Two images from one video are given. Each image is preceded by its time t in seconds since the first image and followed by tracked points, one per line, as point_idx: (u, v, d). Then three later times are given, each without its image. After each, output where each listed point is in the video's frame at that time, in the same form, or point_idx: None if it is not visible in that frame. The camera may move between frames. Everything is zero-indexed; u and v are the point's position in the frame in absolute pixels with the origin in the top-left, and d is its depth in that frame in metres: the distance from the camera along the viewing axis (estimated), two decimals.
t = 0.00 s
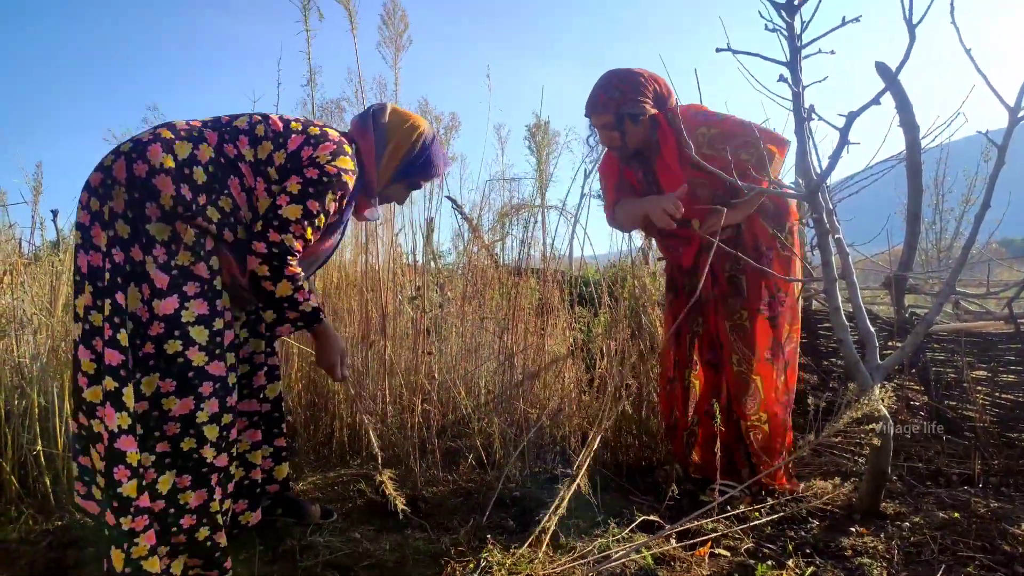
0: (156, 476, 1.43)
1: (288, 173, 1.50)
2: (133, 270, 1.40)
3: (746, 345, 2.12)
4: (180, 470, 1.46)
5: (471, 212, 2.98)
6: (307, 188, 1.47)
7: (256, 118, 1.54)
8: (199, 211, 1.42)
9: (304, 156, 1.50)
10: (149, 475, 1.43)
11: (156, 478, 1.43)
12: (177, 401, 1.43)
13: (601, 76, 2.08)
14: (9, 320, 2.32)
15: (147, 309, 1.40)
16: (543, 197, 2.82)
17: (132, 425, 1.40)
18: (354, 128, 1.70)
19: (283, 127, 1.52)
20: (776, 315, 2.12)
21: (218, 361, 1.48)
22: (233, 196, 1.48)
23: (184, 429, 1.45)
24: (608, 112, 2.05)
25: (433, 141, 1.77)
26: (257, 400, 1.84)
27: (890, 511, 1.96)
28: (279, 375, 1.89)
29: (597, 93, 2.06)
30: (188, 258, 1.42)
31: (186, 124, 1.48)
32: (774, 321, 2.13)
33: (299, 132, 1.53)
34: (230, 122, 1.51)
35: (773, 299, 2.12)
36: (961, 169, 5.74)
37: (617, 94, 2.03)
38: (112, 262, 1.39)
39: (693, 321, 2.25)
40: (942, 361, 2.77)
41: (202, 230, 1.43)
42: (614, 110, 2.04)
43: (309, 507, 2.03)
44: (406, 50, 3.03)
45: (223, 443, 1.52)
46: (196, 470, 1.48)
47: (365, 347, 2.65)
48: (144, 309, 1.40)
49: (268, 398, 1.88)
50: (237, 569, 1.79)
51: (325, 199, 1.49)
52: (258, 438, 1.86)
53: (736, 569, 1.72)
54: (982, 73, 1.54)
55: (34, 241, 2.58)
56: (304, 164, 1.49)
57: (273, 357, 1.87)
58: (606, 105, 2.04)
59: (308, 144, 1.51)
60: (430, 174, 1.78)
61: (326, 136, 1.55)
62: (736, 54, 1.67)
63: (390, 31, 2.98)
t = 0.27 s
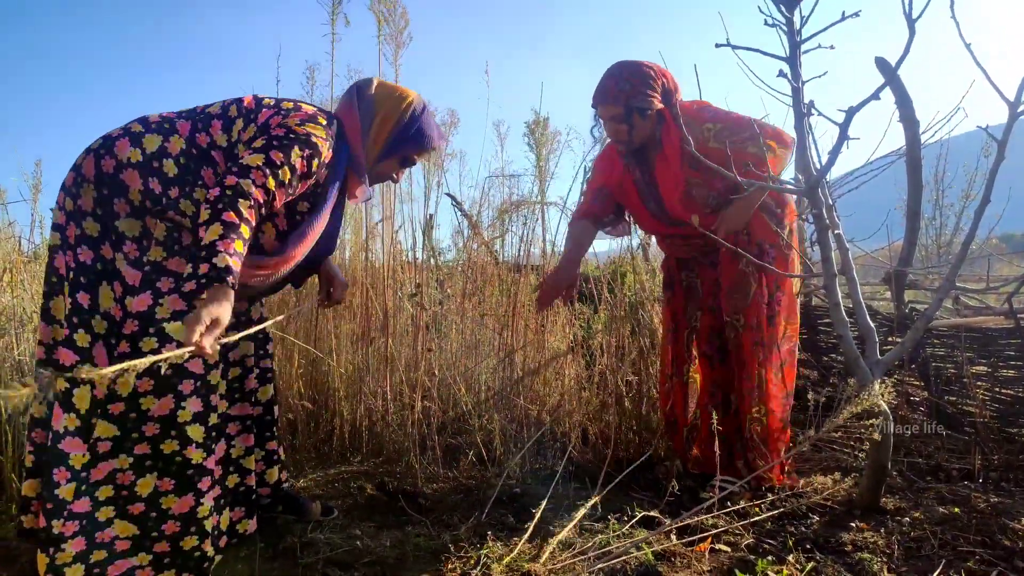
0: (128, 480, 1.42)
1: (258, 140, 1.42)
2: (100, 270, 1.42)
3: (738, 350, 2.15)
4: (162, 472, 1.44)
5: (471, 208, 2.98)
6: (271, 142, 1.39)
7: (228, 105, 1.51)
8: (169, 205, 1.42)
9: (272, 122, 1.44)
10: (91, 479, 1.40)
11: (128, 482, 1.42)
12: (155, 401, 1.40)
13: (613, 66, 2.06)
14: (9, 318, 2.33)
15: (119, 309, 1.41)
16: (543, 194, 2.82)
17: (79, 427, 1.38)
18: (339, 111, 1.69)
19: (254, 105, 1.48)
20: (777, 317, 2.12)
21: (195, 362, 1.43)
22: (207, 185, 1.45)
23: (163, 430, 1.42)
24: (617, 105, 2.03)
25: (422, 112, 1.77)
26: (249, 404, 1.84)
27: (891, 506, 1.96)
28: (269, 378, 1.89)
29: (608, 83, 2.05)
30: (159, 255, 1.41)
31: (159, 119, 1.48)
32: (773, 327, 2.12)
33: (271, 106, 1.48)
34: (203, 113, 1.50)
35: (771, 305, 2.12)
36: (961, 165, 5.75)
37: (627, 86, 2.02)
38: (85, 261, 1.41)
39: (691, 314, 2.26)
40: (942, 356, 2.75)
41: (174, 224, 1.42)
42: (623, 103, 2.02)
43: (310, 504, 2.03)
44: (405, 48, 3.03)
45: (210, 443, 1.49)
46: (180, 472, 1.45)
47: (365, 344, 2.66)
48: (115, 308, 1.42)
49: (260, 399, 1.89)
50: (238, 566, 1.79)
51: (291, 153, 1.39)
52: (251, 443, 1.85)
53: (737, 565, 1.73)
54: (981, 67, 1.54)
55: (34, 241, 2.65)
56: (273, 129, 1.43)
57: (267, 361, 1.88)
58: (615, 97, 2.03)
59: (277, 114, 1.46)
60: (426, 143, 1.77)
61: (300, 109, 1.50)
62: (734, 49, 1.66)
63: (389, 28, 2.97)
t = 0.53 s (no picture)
0: (111, 482, 1.40)
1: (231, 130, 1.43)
2: (85, 270, 1.38)
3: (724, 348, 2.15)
4: (142, 475, 1.42)
5: (469, 207, 2.98)
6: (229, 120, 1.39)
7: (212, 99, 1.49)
8: (155, 202, 1.43)
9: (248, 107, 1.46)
10: (74, 477, 1.37)
11: (111, 483, 1.40)
12: (138, 402, 1.40)
13: (606, 83, 2.07)
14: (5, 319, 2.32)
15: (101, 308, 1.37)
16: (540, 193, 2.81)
17: (61, 426, 1.36)
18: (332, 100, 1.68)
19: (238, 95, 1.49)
20: (764, 312, 2.11)
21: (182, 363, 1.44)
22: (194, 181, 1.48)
23: (146, 431, 1.41)
24: (613, 123, 2.05)
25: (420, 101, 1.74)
26: (241, 405, 1.82)
27: (889, 504, 1.97)
28: (273, 379, 1.89)
29: (602, 101, 2.06)
30: (145, 254, 1.39)
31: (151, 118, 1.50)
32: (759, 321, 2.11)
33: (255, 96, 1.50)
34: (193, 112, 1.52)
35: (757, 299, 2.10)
36: (959, 163, 5.76)
37: (624, 105, 2.03)
38: (67, 260, 1.38)
39: (684, 311, 2.28)
40: (941, 354, 2.75)
41: (159, 223, 1.44)
42: (620, 122, 2.04)
43: (309, 505, 2.03)
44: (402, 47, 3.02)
45: (191, 445, 1.48)
46: (157, 473, 1.44)
47: (363, 344, 2.66)
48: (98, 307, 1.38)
49: (263, 400, 1.87)
50: (236, 566, 1.79)
51: (251, 129, 1.40)
52: (241, 444, 1.84)
53: (735, 563, 1.73)
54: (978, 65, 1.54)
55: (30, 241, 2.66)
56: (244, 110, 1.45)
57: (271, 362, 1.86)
58: (611, 116, 2.05)
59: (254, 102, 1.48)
60: (421, 136, 1.73)
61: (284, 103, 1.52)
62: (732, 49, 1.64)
63: (386, 27, 2.97)
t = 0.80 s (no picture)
0: (101, 476, 1.41)
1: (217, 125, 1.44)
2: (79, 266, 1.39)
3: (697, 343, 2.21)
4: (131, 471, 1.42)
5: (466, 205, 2.97)
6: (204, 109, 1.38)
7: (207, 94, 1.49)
8: (147, 198, 1.45)
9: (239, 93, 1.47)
10: (67, 471, 1.38)
11: (101, 478, 1.41)
12: (128, 398, 1.40)
13: (601, 86, 2.07)
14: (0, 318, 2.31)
15: (95, 304, 1.39)
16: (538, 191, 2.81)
17: (52, 421, 1.36)
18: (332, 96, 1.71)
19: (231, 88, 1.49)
20: (759, 315, 2.14)
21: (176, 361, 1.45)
22: (189, 177, 1.49)
23: (136, 428, 1.41)
24: (607, 126, 2.06)
25: (419, 96, 1.74)
26: (246, 402, 1.82)
27: (887, 499, 1.97)
28: (283, 376, 1.88)
29: (596, 103, 2.06)
30: (137, 251, 1.41)
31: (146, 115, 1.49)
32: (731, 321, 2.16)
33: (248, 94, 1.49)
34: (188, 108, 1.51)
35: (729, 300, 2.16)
36: (956, 158, 5.77)
37: (619, 108, 2.04)
38: (62, 257, 1.38)
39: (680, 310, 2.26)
40: (938, 349, 2.76)
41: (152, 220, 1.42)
42: (615, 125, 2.05)
43: (307, 503, 2.03)
44: (398, 44, 3.01)
45: (186, 443, 1.47)
46: (149, 471, 1.43)
47: (359, 342, 2.68)
48: (92, 303, 1.39)
49: (271, 397, 1.86)
50: (234, 564, 1.79)
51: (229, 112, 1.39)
52: (246, 442, 1.84)
53: (733, 558, 1.73)
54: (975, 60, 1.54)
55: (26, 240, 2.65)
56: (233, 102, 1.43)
57: (280, 360, 1.85)
58: (606, 119, 2.05)
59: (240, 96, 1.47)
60: (420, 131, 1.73)
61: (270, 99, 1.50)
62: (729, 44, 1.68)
63: (382, 25, 2.96)
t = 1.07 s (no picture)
0: (110, 477, 1.41)
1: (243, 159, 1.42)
2: (94, 268, 1.40)
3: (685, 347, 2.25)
4: (143, 471, 1.44)
5: (467, 206, 2.98)
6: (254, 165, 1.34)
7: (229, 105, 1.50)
8: (165, 202, 1.42)
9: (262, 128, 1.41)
10: (74, 472, 1.38)
11: (110, 479, 1.41)
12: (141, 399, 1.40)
13: (597, 96, 2.11)
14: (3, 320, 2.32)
15: (109, 305, 1.40)
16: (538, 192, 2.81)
17: (60, 421, 1.38)
18: (346, 114, 1.64)
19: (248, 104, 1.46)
20: (762, 320, 2.12)
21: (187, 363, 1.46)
22: (204, 184, 1.44)
23: (147, 429, 1.42)
24: (605, 135, 2.10)
25: (436, 123, 1.69)
26: (265, 399, 1.82)
27: (888, 500, 1.97)
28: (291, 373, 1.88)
29: (592, 109, 2.11)
30: (154, 254, 1.42)
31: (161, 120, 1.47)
32: (716, 328, 2.18)
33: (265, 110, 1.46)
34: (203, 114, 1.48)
35: (723, 306, 2.16)
36: (957, 158, 5.77)
37: (617, 118, 2.08)
38: (77, 259, 1.40)
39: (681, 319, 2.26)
40: (938, 350, 2.76)
41: (168, 224, 1.43)
42: (613, 135, 2.09)
43: (309, 505, 2.03)
44: (398, 46, 3.01)
45: (194, 445, 1.49)
46: (160, 472, 1.45)
47: (360, 343, 2.70)
48: (105, 305, 1.40)
49: (280, 394, 1.86)
50: (235, 566, 1.79)
51: (278, 168, 1.36)
52: (269, 438, 1.85)
53: (734, 560, 1.73)
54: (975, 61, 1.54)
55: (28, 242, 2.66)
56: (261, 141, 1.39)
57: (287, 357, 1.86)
58: (604, 129, 2.09)
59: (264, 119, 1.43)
60: (431, 160, 1.70)
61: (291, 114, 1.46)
62: (729, 45, 1.69)
63: (382, 26, 2.96)
